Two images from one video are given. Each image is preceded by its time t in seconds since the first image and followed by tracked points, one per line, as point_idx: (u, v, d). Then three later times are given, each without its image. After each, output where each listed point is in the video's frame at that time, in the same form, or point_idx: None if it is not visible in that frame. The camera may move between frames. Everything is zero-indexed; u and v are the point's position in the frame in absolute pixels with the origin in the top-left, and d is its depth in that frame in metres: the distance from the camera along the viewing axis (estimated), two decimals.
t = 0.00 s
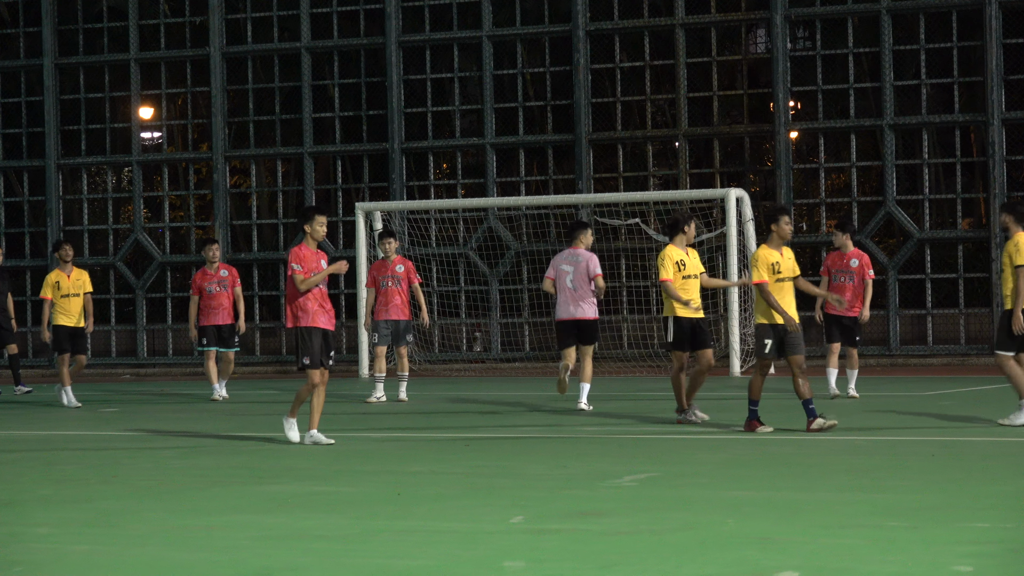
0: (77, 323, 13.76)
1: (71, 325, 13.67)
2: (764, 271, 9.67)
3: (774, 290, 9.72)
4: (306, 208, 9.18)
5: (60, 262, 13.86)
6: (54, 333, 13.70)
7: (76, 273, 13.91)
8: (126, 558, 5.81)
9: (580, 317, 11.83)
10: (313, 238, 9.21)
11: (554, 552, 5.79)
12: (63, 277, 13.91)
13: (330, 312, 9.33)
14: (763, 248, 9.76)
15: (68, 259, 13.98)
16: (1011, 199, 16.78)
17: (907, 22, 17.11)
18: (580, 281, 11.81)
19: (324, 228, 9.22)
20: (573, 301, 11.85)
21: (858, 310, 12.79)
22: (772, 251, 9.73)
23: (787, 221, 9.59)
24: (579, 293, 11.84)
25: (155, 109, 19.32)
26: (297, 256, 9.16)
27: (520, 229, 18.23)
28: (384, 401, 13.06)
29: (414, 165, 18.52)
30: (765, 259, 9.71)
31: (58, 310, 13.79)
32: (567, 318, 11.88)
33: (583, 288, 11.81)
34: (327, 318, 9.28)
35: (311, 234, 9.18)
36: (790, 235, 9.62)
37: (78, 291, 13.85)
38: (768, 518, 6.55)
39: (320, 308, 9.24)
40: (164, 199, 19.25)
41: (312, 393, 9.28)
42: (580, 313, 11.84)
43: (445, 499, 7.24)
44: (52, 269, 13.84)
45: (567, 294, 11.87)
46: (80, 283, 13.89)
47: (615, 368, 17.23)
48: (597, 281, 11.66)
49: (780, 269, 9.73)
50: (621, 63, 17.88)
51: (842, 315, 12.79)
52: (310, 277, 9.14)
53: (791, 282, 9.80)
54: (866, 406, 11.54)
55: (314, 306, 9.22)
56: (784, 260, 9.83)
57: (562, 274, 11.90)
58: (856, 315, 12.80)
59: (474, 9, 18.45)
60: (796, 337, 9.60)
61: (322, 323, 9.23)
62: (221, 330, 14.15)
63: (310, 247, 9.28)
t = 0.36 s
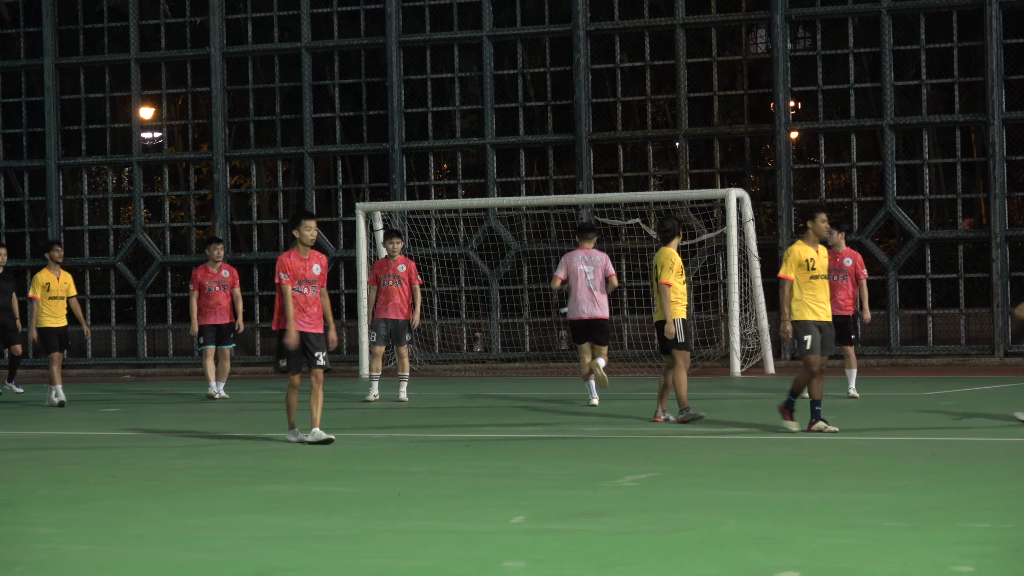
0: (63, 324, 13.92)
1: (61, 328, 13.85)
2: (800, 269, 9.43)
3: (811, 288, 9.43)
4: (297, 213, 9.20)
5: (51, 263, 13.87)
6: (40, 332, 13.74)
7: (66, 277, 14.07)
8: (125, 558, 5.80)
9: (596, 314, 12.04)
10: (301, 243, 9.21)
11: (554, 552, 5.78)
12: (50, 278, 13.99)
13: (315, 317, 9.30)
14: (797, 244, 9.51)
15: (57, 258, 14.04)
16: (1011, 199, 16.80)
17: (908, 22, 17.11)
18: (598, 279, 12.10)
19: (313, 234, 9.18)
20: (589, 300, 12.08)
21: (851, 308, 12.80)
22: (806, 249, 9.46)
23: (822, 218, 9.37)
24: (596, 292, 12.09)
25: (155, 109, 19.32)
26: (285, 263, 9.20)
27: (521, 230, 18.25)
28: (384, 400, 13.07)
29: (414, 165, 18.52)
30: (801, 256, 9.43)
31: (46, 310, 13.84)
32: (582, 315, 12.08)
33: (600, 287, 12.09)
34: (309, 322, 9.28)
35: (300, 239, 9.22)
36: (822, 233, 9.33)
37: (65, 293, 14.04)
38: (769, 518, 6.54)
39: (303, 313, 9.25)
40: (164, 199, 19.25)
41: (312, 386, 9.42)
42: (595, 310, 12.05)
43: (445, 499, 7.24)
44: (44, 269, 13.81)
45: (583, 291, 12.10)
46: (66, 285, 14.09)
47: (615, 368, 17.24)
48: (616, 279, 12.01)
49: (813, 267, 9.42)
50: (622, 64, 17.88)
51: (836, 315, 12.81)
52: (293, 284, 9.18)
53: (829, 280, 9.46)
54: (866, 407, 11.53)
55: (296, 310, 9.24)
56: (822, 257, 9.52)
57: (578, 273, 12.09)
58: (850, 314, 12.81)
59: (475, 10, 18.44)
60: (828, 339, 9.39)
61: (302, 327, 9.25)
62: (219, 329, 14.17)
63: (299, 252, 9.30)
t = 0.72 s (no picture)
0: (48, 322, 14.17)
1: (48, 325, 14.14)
2: (826, 271, 9.35)
3: (838, 290, 9.36)
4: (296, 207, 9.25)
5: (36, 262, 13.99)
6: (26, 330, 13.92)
7: (47, 274, 14.27)
8: (125, 557, 5.80)
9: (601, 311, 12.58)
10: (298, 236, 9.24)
11: (556, 551, 5.78)
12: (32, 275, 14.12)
13: (313, 310, 9.32)
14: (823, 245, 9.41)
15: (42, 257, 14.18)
16: (1013, 199, 16.80)
17: (910, 21, 17.10)
18: (604, 277, 12.64)
19: (311, 226, 9.21)
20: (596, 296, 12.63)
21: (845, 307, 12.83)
22: (832, 251, 9.37)
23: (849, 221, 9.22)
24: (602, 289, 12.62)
25: (157, 108, 19.32)
26: (277, 257, 9.32)
27: (522, 229, 18.27)
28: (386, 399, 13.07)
29: (416, 163, 18.52)
30: (826, 258, 9.35)
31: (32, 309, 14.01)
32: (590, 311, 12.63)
33: (606, 284, 12.62)
34: (307, 314, 9.30)
35: (298, 232, 9.26)
36: (848, 233, 9.27)
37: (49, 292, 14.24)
38: (770, 516, 6.54)
39: (300, 305, 9.28)
40: (166, 197, 19.26)
41: (319, 381, 9.44)
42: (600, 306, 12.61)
43: (446, 498, 7.23)
44: (31, 269, 13.92)
45: (590, 288, 12.64)
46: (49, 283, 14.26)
47: (617, 367, 17.24)
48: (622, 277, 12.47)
49: (839, 269, 9.34)
50: (623, 62, 17.87)
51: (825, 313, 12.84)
52: (289, 277, 9.28)
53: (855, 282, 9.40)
54: (868, 406, 11.50)
55: (294, 301, 9.27)
56: (849, 259, 9.42)
57: (586, 271, 12.66)
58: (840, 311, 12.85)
59: (476, 9, 18.44)
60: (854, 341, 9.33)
61: (300, 318, 9.27)
62: (215, 326, 14.19)
63: (296, 246, 9.36)
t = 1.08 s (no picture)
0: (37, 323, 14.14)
1: (36, 326, 14.12)
2: (857, 269, 9.30)
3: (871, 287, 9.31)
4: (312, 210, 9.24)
5: (22, 263, 13.89)
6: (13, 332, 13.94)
7: (34, 273, 14.14)
8: (131, 557, 5.80)
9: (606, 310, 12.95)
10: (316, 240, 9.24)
11: (562, 552, 5.78)
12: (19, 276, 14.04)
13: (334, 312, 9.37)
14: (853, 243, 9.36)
15: (28, 257, 14.02)
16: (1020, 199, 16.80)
17: (916, 22, 17.09)
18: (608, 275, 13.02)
19: (330, 229, 9.22)
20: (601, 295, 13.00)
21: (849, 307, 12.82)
22: (863, 248, 9.29)
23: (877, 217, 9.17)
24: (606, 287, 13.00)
25: (162, 109, 19.32)
26: (299, 262, 9.29)
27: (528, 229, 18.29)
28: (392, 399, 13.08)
29: (421, 164, 18.52)
30: (857, 256, 9.30)
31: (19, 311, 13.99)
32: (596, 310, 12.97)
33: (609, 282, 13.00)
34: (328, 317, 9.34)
35: (315, 235, 9.26)
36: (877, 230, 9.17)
37: (36, 292, 14.14)
38: (776, 517, 6.54)
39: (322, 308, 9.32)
40: (172, 198, 19.28)
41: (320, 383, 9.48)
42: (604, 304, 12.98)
43: (453, 498, 7.24)
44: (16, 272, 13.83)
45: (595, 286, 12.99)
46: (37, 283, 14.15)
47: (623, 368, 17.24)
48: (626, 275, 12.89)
49: (871, 266, 9.28)
50: (629, 63, 17.88)
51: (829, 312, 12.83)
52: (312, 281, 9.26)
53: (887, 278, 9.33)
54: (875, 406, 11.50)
55: (315, 305, 9.30)
56: (880, 254, 9.35)
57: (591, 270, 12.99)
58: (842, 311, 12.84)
59: (482, 9, 18.43)
60: (890, 335, 9.30)
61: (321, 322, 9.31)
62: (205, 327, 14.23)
63: (315, 249, 9.35)
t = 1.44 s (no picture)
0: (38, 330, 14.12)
1: (37, 333, 14.09)
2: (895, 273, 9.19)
3: (910, 291, 9.20)
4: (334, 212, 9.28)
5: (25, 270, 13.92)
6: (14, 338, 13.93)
7: (37, 280, 14.15)
8: (144, 561, 5.81)
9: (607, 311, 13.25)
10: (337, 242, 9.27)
11: (575, 556, 5.78)
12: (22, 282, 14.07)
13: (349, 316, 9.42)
14: (891, 247, 9.26)
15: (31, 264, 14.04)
16: None
17: (929, 26, 17.07)
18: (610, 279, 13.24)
19: (351, 231, 9.27)
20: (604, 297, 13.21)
21: (858, 311, 12.78)
22: (901, 251, 9.20)
23: (916, 222, 9.08)
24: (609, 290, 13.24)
25: (174, 114, 19.35)
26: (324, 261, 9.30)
27: (539, 233, 18.29)
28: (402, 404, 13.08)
29: (433, 168, 18.53)
30: (895, 260, 9.19)
31: (20, 317, 13.98)
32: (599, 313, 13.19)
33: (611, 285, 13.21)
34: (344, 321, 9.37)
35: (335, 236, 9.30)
36: (916, 234, 9.07)
37: (39, 299, 14.14)
38: (789, 520, 6.53)
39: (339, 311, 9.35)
40: (184, 202, 19.31)
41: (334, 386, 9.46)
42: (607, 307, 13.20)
43: (464, 502, 7.24)
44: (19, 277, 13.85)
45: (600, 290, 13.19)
46: (39, 291, 14.15)
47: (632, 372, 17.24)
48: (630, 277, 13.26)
49: (909, 270, 9.17)
50: (641, 67, 17.88)
51: (844, 316, 12.80)
52: (335, 281, 9.26)
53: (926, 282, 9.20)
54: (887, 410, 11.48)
55: (332, 306, 9.34)
56: (919, 258, 9.23)
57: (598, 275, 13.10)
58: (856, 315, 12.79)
59: (494, 13, 18.43)
60: (926, 342, 9.16)
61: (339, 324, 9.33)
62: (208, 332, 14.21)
63: (337, 250, 9.38)
